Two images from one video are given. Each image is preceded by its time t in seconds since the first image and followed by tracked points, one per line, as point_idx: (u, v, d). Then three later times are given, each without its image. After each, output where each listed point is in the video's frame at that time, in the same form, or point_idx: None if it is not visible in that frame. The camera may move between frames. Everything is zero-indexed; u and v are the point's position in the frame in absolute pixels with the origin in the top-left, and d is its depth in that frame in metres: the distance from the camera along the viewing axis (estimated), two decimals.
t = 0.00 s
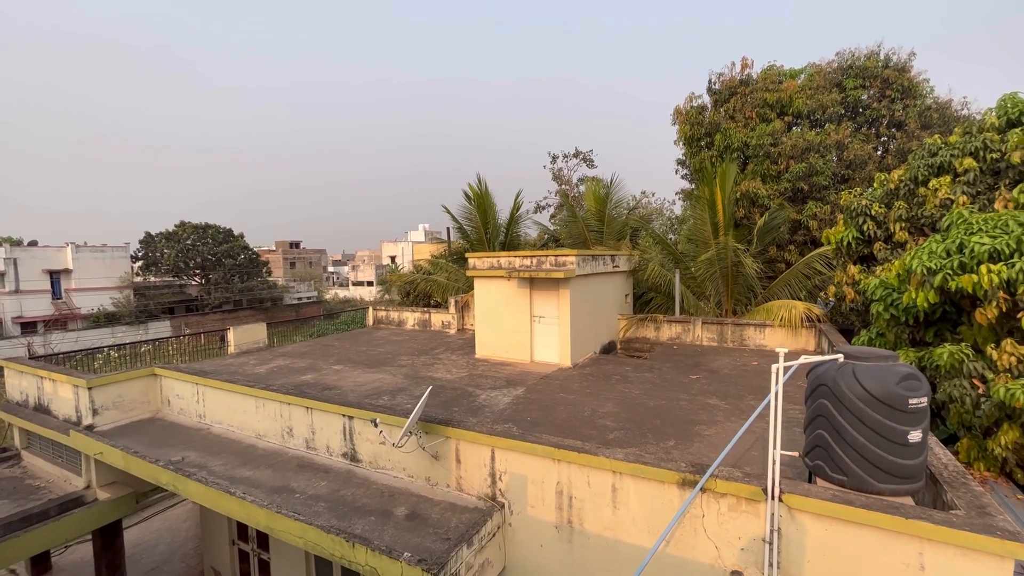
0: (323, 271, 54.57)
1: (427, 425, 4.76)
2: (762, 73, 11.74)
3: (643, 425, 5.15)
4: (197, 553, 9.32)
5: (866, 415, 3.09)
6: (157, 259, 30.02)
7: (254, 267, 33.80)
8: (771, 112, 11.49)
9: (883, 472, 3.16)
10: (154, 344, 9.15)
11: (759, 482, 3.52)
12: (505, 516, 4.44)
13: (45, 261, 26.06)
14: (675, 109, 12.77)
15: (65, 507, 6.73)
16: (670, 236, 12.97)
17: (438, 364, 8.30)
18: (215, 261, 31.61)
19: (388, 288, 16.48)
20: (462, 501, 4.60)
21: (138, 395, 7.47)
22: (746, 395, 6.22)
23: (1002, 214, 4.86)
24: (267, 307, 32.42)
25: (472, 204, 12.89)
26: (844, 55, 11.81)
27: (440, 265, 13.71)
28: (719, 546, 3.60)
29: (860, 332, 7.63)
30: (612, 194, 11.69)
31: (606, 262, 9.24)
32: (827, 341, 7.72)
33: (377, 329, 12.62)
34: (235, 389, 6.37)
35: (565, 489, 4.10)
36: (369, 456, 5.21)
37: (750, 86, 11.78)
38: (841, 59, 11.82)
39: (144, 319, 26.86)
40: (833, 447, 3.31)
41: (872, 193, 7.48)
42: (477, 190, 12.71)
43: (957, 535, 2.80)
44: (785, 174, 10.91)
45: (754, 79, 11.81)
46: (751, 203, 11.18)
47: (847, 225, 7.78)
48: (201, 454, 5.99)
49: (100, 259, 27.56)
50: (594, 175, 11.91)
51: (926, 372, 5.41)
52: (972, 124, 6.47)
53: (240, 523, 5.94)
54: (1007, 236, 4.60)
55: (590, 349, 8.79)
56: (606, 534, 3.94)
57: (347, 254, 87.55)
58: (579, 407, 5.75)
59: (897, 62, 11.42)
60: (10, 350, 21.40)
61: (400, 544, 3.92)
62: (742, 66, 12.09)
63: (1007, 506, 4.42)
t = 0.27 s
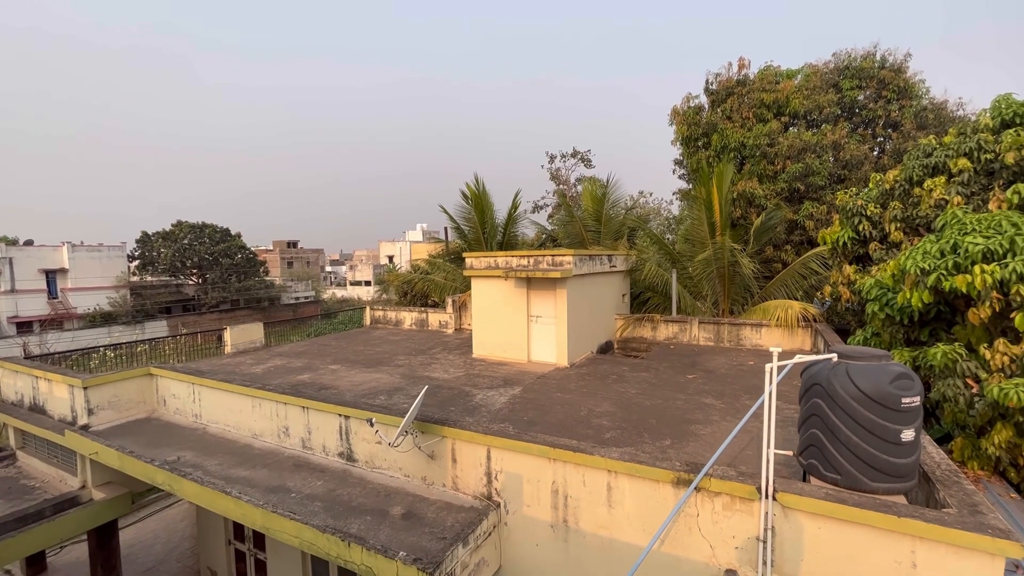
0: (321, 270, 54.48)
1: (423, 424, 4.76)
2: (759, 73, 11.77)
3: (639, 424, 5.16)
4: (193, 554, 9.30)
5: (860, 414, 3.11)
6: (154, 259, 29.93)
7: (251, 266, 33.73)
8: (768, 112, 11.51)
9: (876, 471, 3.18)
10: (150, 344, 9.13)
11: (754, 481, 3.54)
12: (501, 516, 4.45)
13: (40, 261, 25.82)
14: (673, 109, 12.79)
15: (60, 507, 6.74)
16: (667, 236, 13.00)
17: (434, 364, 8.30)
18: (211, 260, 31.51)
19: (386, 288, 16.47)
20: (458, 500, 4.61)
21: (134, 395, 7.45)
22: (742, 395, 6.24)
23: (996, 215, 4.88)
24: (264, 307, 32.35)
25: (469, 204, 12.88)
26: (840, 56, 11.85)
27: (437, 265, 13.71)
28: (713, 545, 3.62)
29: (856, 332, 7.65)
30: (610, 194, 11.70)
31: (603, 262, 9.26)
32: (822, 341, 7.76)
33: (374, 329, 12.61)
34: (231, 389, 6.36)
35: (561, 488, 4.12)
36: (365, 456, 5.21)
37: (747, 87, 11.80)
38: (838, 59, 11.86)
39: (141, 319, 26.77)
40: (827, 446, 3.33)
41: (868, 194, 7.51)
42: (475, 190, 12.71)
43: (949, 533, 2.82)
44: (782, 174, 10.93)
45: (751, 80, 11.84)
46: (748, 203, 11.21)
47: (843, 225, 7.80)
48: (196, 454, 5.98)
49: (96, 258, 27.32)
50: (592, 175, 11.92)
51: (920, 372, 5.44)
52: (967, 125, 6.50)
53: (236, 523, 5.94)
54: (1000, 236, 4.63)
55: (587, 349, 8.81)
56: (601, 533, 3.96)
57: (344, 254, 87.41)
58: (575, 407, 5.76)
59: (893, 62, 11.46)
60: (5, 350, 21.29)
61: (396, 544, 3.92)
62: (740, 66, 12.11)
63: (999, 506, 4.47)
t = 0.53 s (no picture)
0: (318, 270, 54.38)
1: (418, 425, 4.76)
2: (755, 75, 11.81)
3: (634, 424, 5.18)
4: (189, 554, 9.28)
5: (852, 414, 3.12)
6: (150, 259, 29.82)
7: (248, 266, 33.64)
8: (764, 113, 11.55)
9: (868, 471, 3.20)
10: (145, 344, 9.11)
11: (747, 481, 3.56)
12: (496, 516, 4.46)
13: (36, 261, 25.74)
14: (669, 109, 12.81)
15: (55, 507, 6.69)
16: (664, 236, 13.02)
17: (431, 364, 8.30)
18: (208, 260, 31.42)
19: (383, 288, 16.45)
20: (453, 501, 4.62)
21: (129, 395, 7.43)
22: (737, 395, 6.26)
23: (988, 216, 4.92)
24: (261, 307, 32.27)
25: (466, 204, 12.88)
26: (836, 57, 11.90)
27: (434, 265, 13.70)
28: (707, 544, 3.63)
29: (850, 332, 7.69)
30: (606, 194, 11.73)
31: (599, 262, 9.27)
32: (817, 341, 7.79)
33: (371, 329, 12.60)
34: (226, 389, 6.35)
35: (556, 488, 4.12)
36: (360, 456, 5.21)
37: (743, 87, 11.84)
38: (834, 61, 11.91)
39: (136, 319, 26.66)
40: (820, 446, 3.35)
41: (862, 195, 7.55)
42: (472, 190, 12.71)
43: (940, 532, 2.84)
44: (778, 175, 10.98)
45: (747, 81, 11.88)
46: (744, 204, 11.25)
47: (838, 225, 7.84)
48: (191, 454, 5.96)
49: (91, 258, 27.25)
50: (588, 176, 11.95)
51: (914, 372, 5.46)
52: (961, 126, 6.54)
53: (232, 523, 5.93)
54: (992, 237, 4.67)
55: (583, 349, 8.82)
56: (595, 533, 3.96)
57: (341, 254, 87.25)
58: (571, 407, 5.77)
59: (888, 64, 11.51)
60: None
61: (391, 544, 3.93)
62: (736, 68, 12.16)
63: (992, 505, 4.50)
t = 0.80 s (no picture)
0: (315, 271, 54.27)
1: (414, 425, 4.76)
2: (751, 76, 11.86)
3: (630, 424, 5.19)
4: (183, 556, 9.24)
5: (845, 414, 3.14)
6: (145, 259, 29.71)
7: (244, 267, 33.53)
8: (760, 115, 11.60)
9: (861, 470, 3.22)
10: (140, 345, 9.08)
11: (741, 481, 3.57)
12: (491, 516, 4.46)
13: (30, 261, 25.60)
14: (666, 110, 12.85)
15: (48, 509, 6.69)
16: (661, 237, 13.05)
17: (427, 365, 8.30)
18: (204, 261, 31.30)
19: (379, 289, 16.44)
20: (448, 501, 4.62)
21: (123, 396, 7.40)
22: (732, 395, 6.28)
23: (980, 218, 4.96)
24: (257, 307, 32.17)
25: (463, 204, 12.89)
26: (831, 59, 11.96)
27: (431, 265, 13.70)
28: (701, 544, 3.65)
29: (845, 333, 7.73)
30: (603, 195, 11.76)
31: (596, 263, 9.29)
32: (812, 341, 7.83)
33: (367, 330, 12.58)
34: (221, 390, 6.33)
35: (550, 489, 4.13)
36: (356, 457, 5.20)
37: (739, 89, 11.89)
38: (829, 63, 11.97)
39: (132, 320, 26.55)
40: (813, 446, 3.36)
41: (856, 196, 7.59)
42: (469, 191, 12.72)
43: (931, 532, 2.86)
44: (773, 176, 11.03)
45: (743, 82, 11.92)
46: (740, 205, 11.30)
47: (832, 227, 7.87)
48: (186, 455, 5.95)
49: (86, 258, 27.09)
50: (585, 176, 11.97)
51: (907, 372, 5.50)
52: (954, 128, 6.59)
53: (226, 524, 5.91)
54: (984, 239, 4.70)
55: (580, 350, 8.83)
56: (590, 533, 3.97)
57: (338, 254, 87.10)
58: (567, 408, 5.78)
59: (883, 66, 11.58)
60: None
61: (386, 545, 3.93)
62: (732, 69, 12.21)
63: (984, 504, 4.52)
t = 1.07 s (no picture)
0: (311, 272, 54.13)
1: (409, 426, 4.76)
2: (746, 78, 11.92)
3: (625, 425, 5.21)
4: (178, 558, 9.20)
5: (837, 414, 3.17)
6: (140, 260, 29.57)
7: (240, 268, 33.42)
8: (755, 116, 11.66)
9: (853, 470, 3.25)
10: (135, 346, 9.04)
11: (734, 481, 3.59)
12: (486, 517, 4.47)
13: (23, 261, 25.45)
14: (662, 112, 12.90)
15: (42, 511, 6.64)
16: (657, 238, 13.10)
17: (423, 366, 8.30)
18: (199, 261, 31.18)
19: (376, 290, 16.42)
20: (444, 502, 4.62)
21: (118, 397, 7.37)
22: (727, 395, 6.31)
23: (971, 219, 5.00)
24: (253, 308, 32.06)
25: (459, 205, 12.89)
26: (826, 62, 12.03)
27: (427, 266, 13.70)
28: (695, 544, 3.67)
29: (839, 333, 7.77)
30: (599, 196, 11.80)
31: (592, 263, 9.31)
32: (807, 342, 7.88)
33: (364, 331, 12.57)
34: (216, 391, 6.32)
35: (546, 489, 4.14)
36: (351, 458, 5.20)
37: (734, 91, 11.95)
38: (824, 65, 12.04)
39: (127, 321, 26.43)
40: (806, 446, 3.39)
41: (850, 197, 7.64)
42: (465, 192, 12.73)
43: (922, 530, 2.88)
44: (768, 177, 11.09)
45: (738, 84, 11.98)
46: (735, 206, 11.35)
47: (826, 228, 7.92)
48: (181, 457, 5.93)
49: (80, 259, 26.96)
50: (581, 178, 12.01)
51: (900, 373, 5.54)
52: (946, 131, 6.66)
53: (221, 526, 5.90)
54: (975, 240, 4.75)
55: (576, 351, 8.85)
56: (585, 533, 3.99)
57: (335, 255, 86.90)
58: (563, 408, 5.79)
59: (877, 69, 11.65)
60: None
61: (381, 546, 3.93)
62: (727, 71, 12.26)
63: (975, 504, 4.56)
